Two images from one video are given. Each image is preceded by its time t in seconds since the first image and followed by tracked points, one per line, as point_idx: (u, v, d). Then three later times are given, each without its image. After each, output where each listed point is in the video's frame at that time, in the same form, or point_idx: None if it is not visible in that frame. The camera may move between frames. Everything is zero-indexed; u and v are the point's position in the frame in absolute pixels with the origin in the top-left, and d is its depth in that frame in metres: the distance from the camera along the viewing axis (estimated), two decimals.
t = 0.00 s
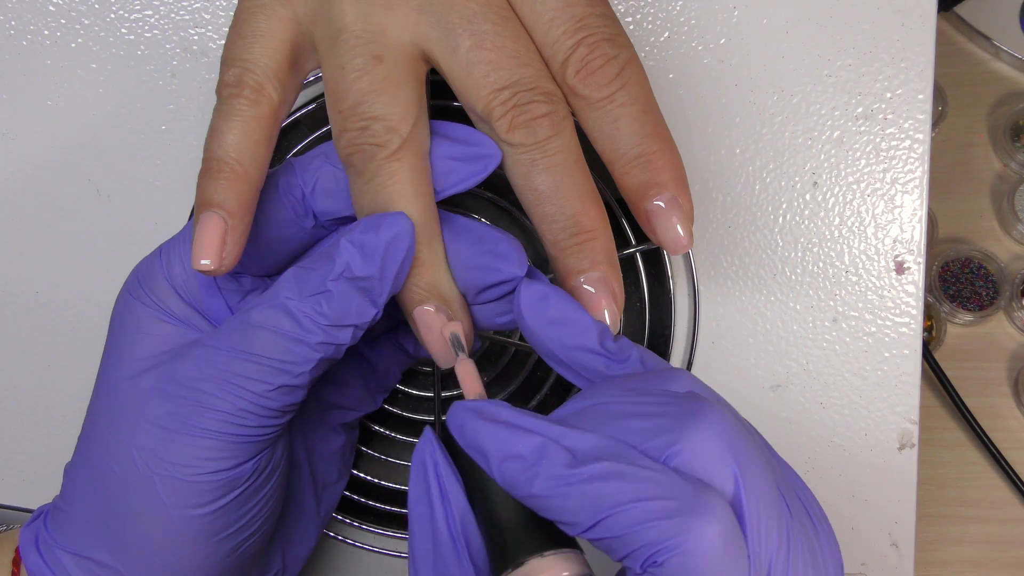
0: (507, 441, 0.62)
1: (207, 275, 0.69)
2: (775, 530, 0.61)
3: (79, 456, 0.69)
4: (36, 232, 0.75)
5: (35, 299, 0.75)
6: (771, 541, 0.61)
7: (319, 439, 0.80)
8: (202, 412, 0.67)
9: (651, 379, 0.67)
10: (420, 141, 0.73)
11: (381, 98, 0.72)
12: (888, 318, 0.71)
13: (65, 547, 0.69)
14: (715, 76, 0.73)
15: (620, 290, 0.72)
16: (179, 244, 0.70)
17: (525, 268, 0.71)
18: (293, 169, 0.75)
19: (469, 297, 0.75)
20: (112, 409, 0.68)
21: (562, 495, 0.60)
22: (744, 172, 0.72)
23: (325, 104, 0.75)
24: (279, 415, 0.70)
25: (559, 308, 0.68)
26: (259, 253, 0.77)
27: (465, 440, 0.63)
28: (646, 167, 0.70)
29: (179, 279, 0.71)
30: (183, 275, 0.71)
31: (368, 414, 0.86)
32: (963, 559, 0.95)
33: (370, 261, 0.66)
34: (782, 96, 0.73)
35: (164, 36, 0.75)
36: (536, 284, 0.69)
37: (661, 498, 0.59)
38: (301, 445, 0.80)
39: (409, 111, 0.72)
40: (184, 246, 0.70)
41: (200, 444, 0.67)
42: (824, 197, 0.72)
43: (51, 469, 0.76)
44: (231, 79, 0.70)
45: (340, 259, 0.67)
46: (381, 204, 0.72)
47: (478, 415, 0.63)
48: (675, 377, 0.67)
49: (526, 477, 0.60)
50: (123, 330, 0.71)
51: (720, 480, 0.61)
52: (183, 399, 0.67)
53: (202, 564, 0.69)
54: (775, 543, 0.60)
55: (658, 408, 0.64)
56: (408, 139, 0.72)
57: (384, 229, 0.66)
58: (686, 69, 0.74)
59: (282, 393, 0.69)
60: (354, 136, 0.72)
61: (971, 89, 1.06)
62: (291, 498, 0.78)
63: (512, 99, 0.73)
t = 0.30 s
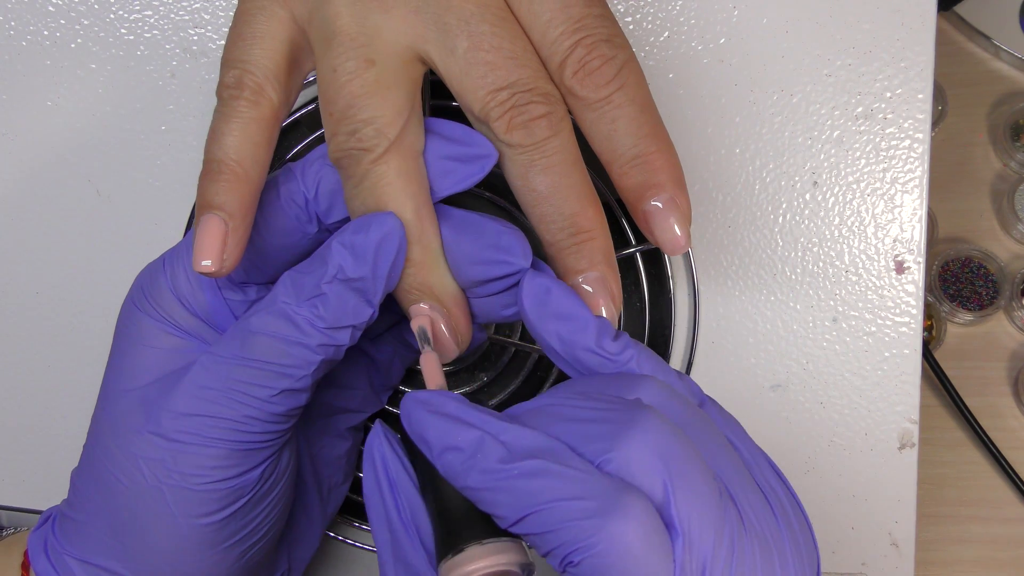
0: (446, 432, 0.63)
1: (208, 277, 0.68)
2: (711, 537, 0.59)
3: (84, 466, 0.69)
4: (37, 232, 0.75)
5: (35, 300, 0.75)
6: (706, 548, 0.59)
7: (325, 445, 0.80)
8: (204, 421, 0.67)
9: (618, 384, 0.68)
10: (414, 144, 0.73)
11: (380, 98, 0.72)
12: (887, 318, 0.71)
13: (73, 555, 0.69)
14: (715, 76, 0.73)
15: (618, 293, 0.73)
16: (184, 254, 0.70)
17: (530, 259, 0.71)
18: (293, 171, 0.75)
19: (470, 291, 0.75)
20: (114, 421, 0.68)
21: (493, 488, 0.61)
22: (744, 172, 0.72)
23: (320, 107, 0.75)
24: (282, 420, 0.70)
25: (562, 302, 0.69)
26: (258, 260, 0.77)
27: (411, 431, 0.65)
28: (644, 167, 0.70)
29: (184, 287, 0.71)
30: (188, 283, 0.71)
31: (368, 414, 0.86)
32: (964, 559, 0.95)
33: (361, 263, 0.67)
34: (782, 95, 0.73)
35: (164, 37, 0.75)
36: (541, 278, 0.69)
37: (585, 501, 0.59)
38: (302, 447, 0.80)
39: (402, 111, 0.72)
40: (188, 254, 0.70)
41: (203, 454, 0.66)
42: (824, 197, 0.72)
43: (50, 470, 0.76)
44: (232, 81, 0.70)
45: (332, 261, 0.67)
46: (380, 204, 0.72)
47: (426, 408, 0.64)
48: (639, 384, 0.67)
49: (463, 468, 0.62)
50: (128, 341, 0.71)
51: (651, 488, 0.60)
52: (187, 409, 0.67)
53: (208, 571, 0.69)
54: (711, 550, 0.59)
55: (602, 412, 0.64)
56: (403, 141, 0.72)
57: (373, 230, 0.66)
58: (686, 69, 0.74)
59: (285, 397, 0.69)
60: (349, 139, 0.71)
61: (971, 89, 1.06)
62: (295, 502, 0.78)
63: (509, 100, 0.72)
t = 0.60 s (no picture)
0: (499, 375, 0.62)
1: (210, 279, 0.69)
2: (784, 462, 0.62)
3: (84, 470, 0.69)
4: (36, 233, 0.75)
5: (35, 300, 0.75)
6: (779, 473, 0.62)
7: (325, 446, 0.80)
8: (202, 426, 0.67)
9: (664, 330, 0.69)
10: (412, 145, 0.73)
11: (379, 99, 0.72)
12: (888, 318, 0.71)
13: (73, 558, 0.69)
14: (715, 76, 0.73)
15: (617, 290, 0.73)
16: (183, 255, 0.70)
17: (525, 267, 0.70)
18: (292, 170, 0.75)
19: (467, 294, 0.75)
20: (113, 425, 0.68)
21: (556, 421, 0.58)
22: (744, 172, 0.72)
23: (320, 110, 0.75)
24: (281, 424, 0.70)
25: (563, 296, 0.67)
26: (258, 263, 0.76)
27: (457, 389, 0.63)
28: (643, 169, 0.71)
29: (182, 291, 0.71)
30: (186, 286, 0.71)
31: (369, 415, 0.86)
32: (964, 560, 0.95)
33: (357, 264, 0.67)
34: (782, 95, 0.73)
35: (164, 37, 0.74)
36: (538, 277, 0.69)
37: (659, 426, 0.58)
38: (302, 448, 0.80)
39: (401, 112, 0.72)
40: (187, 257, 0.70)
41: (202, 458, 0.66)
42: (824, 197, 0.72)
43: (50, 470, 0.76)
44: (232, 83, 0.70)
45: (328, 264, 0.67)
46: (380, 205, 0.72)
47: (466, 360, 0.63)
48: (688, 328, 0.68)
49: (518, 409, 0.60)
50: (126, 345, 0.71)
51: (730, 418, 0.62)
52: (185, 413, 0.67)
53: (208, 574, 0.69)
54: (783, 474, 0.62)
55: (660, 350, 0.65)
56: (402, 142, 0.72)
57: (369, 231, 0.66)
58: (686, 69, 0.74)
59: (282, 400, 0.69)
60: (348, 140, 0.71)
61: (971, 88, 1.06)
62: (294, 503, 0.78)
63: (508, 102, 0.72)
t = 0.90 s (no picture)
0: (472, 348, 0.63)
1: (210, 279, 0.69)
2: (773, 419, 0.61)
3: (85, 472, 0.69)
4: (36, 233, 0.75)
5: (35, 300, 0.75)
6: (769, 431, 0.61)
7: (324, 447, 0.79)
8: (203, 428, 0.67)
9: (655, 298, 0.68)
10: (412, 144, 0.73)
11: (379, 99, 0.72)
12: (888, 318, 0.70)
13: (74, 559, 0.69)
14: (715, 76, 0.73)
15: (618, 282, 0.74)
16: (183, 258, 0.70)
17: (520, 266, 0.70)
18: (291, 170, 0.75)
19: (466, 293, 0.75)
20: (114, 427, 0.68)
21: (532, 383, 0.59)
22: (743, 172, 0.72)
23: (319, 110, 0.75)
24: (282, 426, 0.70)
25: (562, 272, 0.68)
26: (258, 263, 0.76)
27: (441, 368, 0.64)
28: (642, 169, 0.71)
29: (184, 293, 0.71)
30: (188, 289, 0.71)
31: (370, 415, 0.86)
32: (964, 560, 0.95)
33: (355, 263, 0.67)
34: (782, 95, 0.73)
35: (163, 36, 0.74)
36: (536, 258, 0.70)
37: (633, 381, 0.59)
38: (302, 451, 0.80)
39: (401, 111, 0.72)
40: (187, 259, 0.70)
41: (203, 461, 0.66)
42: (824, 197, 0.72)
43: (49, 471, 0.76)
44: (231, 83, 0.70)
45: (325, 265, 0.67)
46: (379, 205, 0.72)
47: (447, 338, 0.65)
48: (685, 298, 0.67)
49: (496, 379, 0.61)
50: (128, 347, 0.71)
51: (713, 377, 0.62)
52: (186, 415, 0.67)
53: None
54: (774, 432, 0.61)
55: (645, 317, 0.65)
56: (402, 142, 0.72)
57: (366, 231, 0.66)
58: (686, 68, 0.74)
59: (283, 402, 0.68)
60: (347, 139, 0.71)
61: (971, 89, 1.06)
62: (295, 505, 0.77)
63: (508, 102, 0.72)
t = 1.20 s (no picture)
0: (469, 339, 0.62)
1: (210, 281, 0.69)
2: (769, 418, 0.61)
3: (87, 473, 0.69)
4: (36, 233, 0.75)
5: (35, 300, 0.75)
6: (764, 431, 0.61)
7: (325, 448, 0.79)
8: (205, 430, 0.67)
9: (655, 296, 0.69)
10: (412, 143, 0.73)
11: (379, 99, 0.72)
12: (888, 317, 0.71)
13: (76, 560, 0.69)
14: (714, 76, 0.73)
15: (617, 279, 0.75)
16: (183, 259, 0.70)
17: (523, 270, 0.70)
18: (291, 171, 0.75)
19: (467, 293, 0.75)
20: (116, 429, 0.68)
21: (529, 374, 0.59)
22: (744, 172, 0.72)
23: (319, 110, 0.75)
24: (284, 427, 0.70)
25: (564, 264, 0.68)
26: (258, 264, 0.76)
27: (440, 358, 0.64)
28: (643, 169, 0.71)
29: (185, 295, 0.71)
30: (189, 290, 0.71)
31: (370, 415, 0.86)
32: (964, 559, 0.95)
33: (357, 264, 0.67)
34: (782, 95, 0.73)
35: (163, 37, 0.75)
36: (537, 249, 0.70)
37: (630, 377, 0.59)
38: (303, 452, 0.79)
39: (401, 111, 0.72)
40: (188, 260, 0.70)
41: (205, 463, 0.66)
42: (824, 197, 0.72)
43: (49, 471, 0.76)
44: (231, 84, 0.70)
45: (326, 266, 0.67)
46: (379, 205, 0.72)
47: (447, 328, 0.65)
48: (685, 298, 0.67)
49: (495, 369, 0.61)
50: (130, 349, 0.71)
51: (711, 377, 0.62)
52: (188, 416, 0.67)
53: None
54: (769, 432, 0.60)
55: (644, 314, 0.65)
56: (402, 142, 0.72)
57: (368, 231, 0.66)
58: (686, 68, 0.74)
59: (285, 403, 0.68)
60: (347, 140, 0.71)
61: (971, 88, 1.06)
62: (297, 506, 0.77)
63: (508, 103, 0.72)
